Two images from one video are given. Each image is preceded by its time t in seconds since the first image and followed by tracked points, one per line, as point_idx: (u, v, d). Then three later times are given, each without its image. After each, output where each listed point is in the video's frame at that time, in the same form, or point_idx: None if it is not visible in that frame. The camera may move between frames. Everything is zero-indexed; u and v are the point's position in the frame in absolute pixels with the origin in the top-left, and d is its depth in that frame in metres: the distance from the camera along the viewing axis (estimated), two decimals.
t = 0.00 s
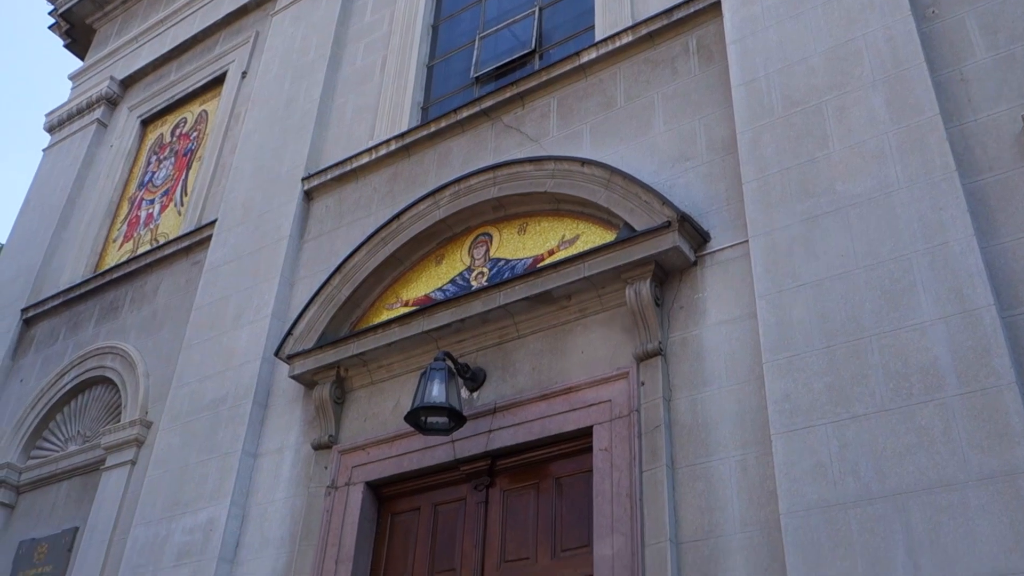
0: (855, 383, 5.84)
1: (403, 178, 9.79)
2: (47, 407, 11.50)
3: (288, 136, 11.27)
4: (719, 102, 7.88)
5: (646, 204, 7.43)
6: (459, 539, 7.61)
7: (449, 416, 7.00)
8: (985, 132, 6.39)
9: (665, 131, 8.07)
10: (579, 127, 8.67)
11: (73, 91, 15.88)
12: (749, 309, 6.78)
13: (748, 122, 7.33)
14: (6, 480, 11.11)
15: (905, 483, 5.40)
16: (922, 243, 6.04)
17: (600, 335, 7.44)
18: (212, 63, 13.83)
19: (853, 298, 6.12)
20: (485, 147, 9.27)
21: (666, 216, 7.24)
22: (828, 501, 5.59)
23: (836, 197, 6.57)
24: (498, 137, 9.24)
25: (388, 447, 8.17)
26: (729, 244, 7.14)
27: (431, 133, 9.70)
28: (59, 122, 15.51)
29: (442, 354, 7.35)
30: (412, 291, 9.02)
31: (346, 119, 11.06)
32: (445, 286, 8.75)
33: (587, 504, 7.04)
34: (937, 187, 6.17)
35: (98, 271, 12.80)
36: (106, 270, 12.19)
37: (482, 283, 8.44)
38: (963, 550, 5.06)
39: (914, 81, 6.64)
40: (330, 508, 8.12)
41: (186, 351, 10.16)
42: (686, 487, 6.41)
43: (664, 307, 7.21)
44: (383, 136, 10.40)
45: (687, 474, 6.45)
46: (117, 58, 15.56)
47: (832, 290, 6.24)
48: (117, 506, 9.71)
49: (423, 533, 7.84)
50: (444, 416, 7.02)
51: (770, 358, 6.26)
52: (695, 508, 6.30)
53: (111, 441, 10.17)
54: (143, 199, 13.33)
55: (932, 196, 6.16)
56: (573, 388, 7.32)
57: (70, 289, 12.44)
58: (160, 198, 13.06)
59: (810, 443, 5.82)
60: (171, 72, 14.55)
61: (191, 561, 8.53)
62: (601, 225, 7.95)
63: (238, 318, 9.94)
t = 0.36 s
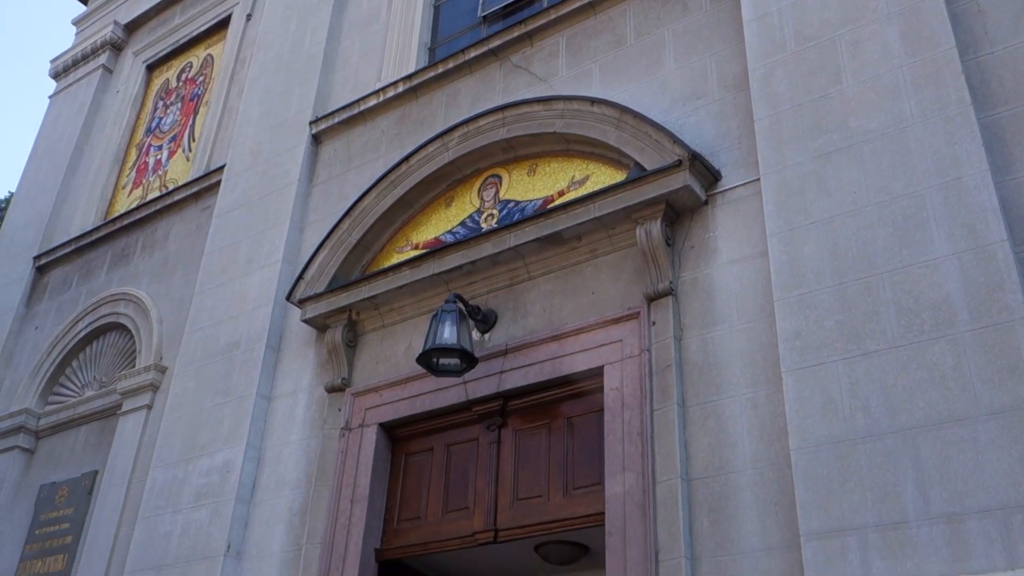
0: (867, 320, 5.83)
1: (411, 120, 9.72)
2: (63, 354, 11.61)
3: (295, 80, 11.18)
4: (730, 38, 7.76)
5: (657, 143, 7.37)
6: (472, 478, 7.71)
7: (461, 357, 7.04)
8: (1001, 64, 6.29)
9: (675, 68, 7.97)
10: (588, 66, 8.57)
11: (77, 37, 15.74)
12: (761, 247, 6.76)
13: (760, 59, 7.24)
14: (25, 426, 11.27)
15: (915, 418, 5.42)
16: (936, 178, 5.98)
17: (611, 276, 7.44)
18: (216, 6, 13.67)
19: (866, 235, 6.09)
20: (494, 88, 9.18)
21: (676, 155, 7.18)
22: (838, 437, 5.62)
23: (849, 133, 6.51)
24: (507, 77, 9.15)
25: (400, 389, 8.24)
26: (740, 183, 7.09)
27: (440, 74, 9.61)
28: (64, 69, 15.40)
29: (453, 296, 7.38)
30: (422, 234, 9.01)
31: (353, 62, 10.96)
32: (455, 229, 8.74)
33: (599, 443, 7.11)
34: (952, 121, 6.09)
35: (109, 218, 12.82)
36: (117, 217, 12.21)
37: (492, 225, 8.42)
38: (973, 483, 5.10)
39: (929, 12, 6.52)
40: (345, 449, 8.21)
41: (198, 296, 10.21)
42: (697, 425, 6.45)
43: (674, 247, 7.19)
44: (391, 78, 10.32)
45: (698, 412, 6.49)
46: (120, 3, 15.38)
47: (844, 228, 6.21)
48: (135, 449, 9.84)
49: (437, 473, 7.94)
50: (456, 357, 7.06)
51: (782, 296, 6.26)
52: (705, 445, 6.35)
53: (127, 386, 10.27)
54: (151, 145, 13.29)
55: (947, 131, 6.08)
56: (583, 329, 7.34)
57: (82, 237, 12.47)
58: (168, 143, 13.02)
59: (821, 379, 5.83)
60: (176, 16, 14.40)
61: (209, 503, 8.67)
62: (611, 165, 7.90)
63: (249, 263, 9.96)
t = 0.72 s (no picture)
0: (877, 263, 5.82)
1: (418, 66, 9.63)
2: (74, 303, 11.69)
3: (300, 26, 11.07)
4: None
5: (666, 86, 7.29)
6: (483, 423, 7.78)
7: (470, 304, 7.05)
8: (1017, 2, 6.19)
9: (685, 10, 7.86)
10: (597, 9, 8.45)
11: None
12: (771, 191, 6.72)
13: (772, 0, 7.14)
14: (39, 375, 11.38)
15: (924, 360, 5.43)
16: (948, 119, 5.92)
17: (620, 221, 7.42)
18: None
19: (877, 178, 6.05)
20: (501, 32, 9.07)
21: (686, 98, 7.10)
22: (846, 380, 5.64)
23: (861, 74, 6.43)
24: (514, 20, 9.04)
25: (410, 335, 8.28)
26: (751, 127, 7.02)
27: (447, 19, 9.50)
28: (67, 17, 15.25)
29: (461, 243, 7.37)
30: (430, 181, 8.98)
31: (359, 7, 10.83)
32: (463, 175, 8.70)
33: (608, 388, 7.15)
34: (965, 61, 6.01)
35: (116, 168, 12.80)
36: (124, 166, 12.19)
37: (500, 171, 8.38)
38: (980, 424, 5.12)
39: None
40: (356, 395, 8.28)
41: (207, 245, 10.23)
42: (706, 369, 6.48)
43: (683, 191, 7.15)
44: (398, 24, 10.21)
45: (707, 356, 6.51)
46: None
47: (855, 171, 6.16)
48: (148, 397, 9.94)
49: (447, 418, 8.02)
50: (465, 303, 7.07)
51: (791, 240, 6.23)
52: (714, 389, 6.38)
53: (139, 335, 10.35)
54: (157, 93, 13.21)
55: (960, 71, 6.00)
56: (592, 274, 7.34)
57: (90, 186, 12.47)
58: (173, 91, 12.94)
59: (830, 323, 5.84)
60: None
61: (222, 449, 8.77)
62: (620, 109, 7.84)
63: (257, 212, 9.96)
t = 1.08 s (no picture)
0: (886, 213, 5.79)
1: (423, 16, 9.53)
2: (82, 258, 11.72)
3: None
4: None
5: (674, 35, 7.20)
6: (490, 375, 7.82)
7: (477, 256, 7.05)
8: None
9: None
10: None
11: None
12: (779, 141, 6.68)
13: None
14: (49, 329, 11.46)
15: (932, 309, 5.42)
16: (959, 67, 5.85)
17: (627, 172, 7.39)
18: None
19: (886, 127, 5.99)
20: None
21: (694, 47, 7.02)
22: (853, 330, 5.64)
23: (871, 21, 6.35)
24: None
25: (417, 288, 8.30)
26: (759, 76, 6.95)
27: None
28: None
29: (468, 194, 7.35)
30: (435, 133, 8.94)
31: None
32: (469, 127, 8.65)
33: (615, 339, 7.17)
34: (978, 7, 5.92)
35: (121, 121, 12.75)
36: (129, 120, 12.14)
37: (507, 122, 8.33)
38: (986, 373, 5.13)
39: None
40: (364, 348, 8.32)
41: (214, 199, 10.22)
42: (713, 320, 6.48)
43: (691, 142, 7.11)
44: None
45: (714, 307, 6.51)
46: None
47: (864, 120, 6.11)
48: (158, 351, 10.00)
49: (455, 370, 8.06)
50: (472, 256, 7.07)
51: (800, 190, 6.20)
52: (720, 340, 6.39)
53: (147, 289, 10.38)
54: (160, 46, 13.12)
55: (973, 17, 5.92)
56: (599, 226, 7.32)
57: (95, 140, 12.44)
58: (176, 44, 12.84)
59: (838, 273, 5.82)
60: None
61: (232, 401, 8.84)
62: (627, 59, 7.78)
63: (263, 165, 9.93)
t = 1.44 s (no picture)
0: (893, 165, 5.75)
1: None
2: (88, 216, 11.72)
3: None
4: None
5: None
6: (496, 330, 7.85)
7: (482, 212, 7.07)
8: None
9: None
10: None
11: None
12: (786, 93, 6.62)
13: None
14: (56, 288, 11.50)
15: (938, 262, 5.41)
16: (969, 17, 5.79)
17: (632, 126, 7.34)
18: None
19: (894, 78, 5.94)
20: None
21: None
22: (859, 284, 5.64)
23: None
24: None
25: (422, 244, 8.29)
26: (767, 28, 6.88)
27: None
28: None
29: (473, 150, 7.34)
30: (439, 88, 8.87)
31: None
32: (473, 81, 8.59)
33: (620, 294, 7.18)
34: None
35: (123, 78, 12.68)
36: (132, 77, 12.07)
37: (511, 77, 8.26)
38: (992, 326, 5.14)
39: None
40: (370, 304, 8.35)
41: (218, 156, 10.19)
42: (718, 274, 6.48)
43: (697, 95, 7.05)
44: None
45: (719, 261, 6.51)
46: None
47: (872, 71, 6.05)
48: (164, 308, 10.04)
49: (460, 325, 8.09)
50: (478, 212, 7.08)
51: (807, 143, 6.16)
52: (726, 294, 6.40)
53: (153, 247, 10.39)
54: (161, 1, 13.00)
55: None
56: (604, 180, 7.29)
57: (98, 97, 12.37)
58: None
59: (844, 226, 5.81)
60: None
61: (239, 358, 8.89)
62: (633, 12, 7.69)
63: (267, 121, 9.88)
